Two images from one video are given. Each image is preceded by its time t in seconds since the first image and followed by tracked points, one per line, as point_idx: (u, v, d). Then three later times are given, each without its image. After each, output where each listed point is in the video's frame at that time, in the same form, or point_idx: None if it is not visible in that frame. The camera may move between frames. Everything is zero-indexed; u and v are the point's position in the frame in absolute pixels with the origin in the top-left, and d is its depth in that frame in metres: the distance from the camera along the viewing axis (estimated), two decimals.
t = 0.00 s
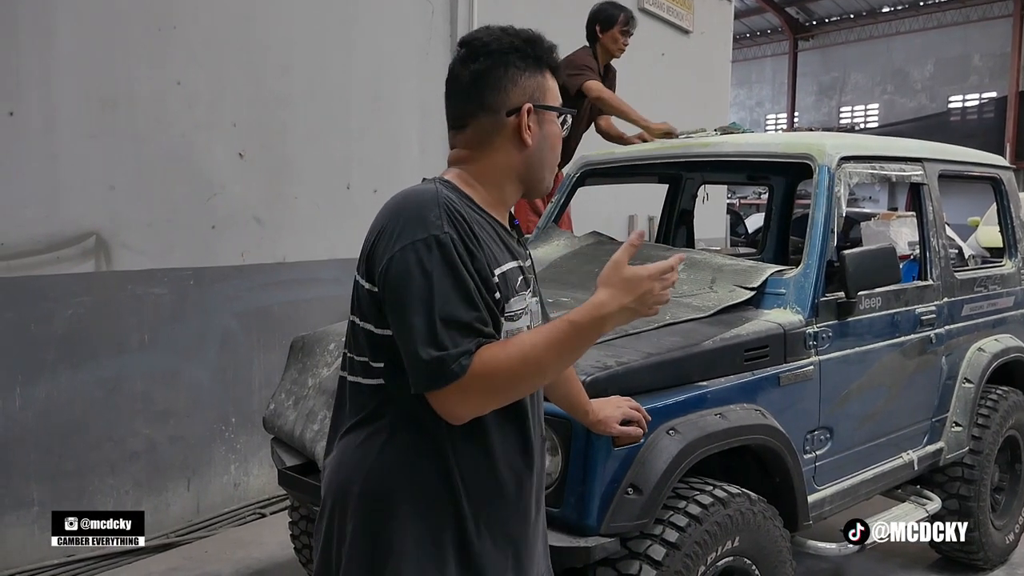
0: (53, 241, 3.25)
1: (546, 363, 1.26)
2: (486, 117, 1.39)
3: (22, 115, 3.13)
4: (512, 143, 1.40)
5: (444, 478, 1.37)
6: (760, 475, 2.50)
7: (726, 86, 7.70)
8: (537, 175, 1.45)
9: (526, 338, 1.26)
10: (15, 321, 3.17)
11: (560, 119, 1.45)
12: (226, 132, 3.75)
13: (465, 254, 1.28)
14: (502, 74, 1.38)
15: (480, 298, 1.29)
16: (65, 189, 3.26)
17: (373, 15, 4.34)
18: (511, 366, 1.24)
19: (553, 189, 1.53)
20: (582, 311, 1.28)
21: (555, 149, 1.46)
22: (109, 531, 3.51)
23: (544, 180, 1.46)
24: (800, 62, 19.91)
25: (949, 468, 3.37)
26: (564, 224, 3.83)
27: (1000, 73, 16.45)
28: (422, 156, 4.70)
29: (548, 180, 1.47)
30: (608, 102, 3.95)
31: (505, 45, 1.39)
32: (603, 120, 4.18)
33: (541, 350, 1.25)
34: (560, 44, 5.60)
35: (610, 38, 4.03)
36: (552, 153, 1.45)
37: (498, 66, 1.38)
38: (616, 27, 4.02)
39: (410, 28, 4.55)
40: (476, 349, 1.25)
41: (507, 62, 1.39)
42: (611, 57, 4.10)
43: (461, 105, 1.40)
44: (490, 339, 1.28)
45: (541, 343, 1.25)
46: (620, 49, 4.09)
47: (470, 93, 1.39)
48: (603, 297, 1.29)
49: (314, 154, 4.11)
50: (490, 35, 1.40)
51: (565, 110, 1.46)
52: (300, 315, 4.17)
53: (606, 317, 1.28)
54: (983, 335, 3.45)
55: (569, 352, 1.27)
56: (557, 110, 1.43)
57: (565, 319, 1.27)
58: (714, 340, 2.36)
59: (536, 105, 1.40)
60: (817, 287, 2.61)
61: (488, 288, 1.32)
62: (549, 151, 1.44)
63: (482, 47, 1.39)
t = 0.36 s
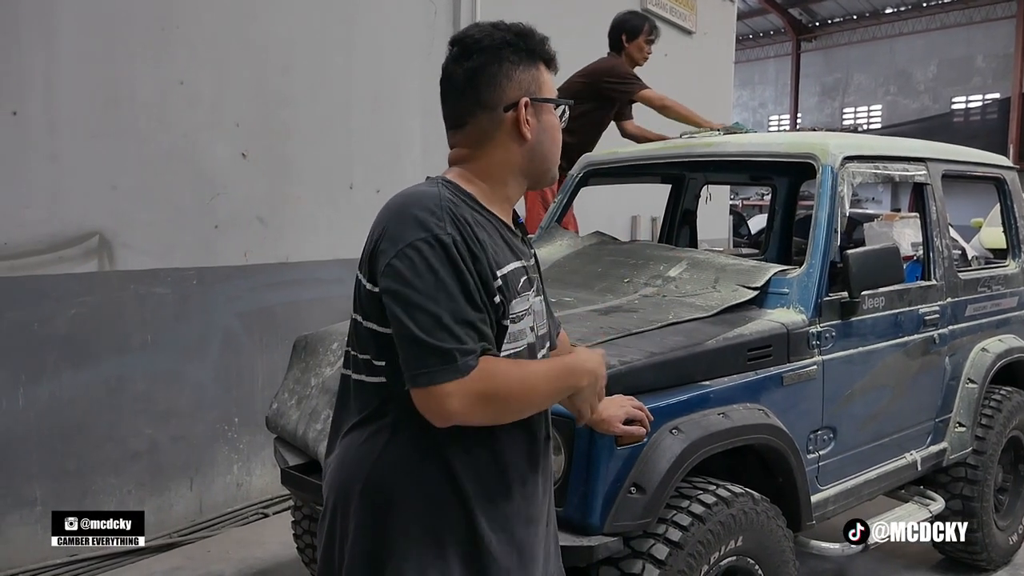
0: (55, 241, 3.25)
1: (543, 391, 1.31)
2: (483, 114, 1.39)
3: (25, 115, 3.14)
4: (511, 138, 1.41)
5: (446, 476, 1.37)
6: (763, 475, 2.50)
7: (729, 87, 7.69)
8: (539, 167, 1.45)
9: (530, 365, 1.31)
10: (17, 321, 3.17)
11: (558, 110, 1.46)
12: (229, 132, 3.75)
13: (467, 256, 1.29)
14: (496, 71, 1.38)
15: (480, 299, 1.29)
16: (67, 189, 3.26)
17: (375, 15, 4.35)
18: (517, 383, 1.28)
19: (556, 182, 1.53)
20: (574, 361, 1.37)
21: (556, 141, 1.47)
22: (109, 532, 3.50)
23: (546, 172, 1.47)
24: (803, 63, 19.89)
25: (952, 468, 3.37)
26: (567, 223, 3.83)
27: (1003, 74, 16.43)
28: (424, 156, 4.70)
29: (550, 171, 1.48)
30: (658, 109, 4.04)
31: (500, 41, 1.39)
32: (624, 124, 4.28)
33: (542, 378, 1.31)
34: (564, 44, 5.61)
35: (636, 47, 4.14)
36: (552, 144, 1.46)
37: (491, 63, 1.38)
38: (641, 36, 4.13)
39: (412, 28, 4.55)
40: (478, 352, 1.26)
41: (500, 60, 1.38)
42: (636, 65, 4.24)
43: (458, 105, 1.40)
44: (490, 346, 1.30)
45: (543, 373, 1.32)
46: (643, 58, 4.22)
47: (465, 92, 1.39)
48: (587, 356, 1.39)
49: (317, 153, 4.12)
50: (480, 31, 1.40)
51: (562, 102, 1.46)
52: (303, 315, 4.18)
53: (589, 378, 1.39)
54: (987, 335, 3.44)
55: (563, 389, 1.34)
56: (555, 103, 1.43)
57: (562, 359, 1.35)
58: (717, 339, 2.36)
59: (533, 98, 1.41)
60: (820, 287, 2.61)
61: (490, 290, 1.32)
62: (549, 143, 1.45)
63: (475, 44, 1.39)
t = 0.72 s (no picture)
0: (59, 241, 3.26)
1: (494, 379, 1.21)
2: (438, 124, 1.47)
3: (28, 115, 3.15)
4: (460, 143, 1.44)
5: (441, 476, 1.36)
6: (766, 475, 2.50)
7: (731, 88, 7.69)
8: (496, 165, 1.42)
9: (472, 350, 1.21)
10: (21, 321, 3.18)
11: (507, 102, 1.38)
12: (232, 132, 3.76)
13: (435, 258, 1.26)
14: (463, 78, 1.41)
15: (446, 303, 1.26)
16: (70, 189, 3.27)
17: (378, 16, 4.36)
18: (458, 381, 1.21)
19: (543, 172, 1.44)
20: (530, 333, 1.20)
21: (507, 133, 1.39)
22: (109, 531, 3.51)
23: (509, 168, 1.42)
24: (806, 64, 19.87)
25: (954, 469, 3.37)
26: (570, 224, 3.83)
27: (1006, 74, 16.41)
28: (427, 157, 4.71)
29: (512, 166, 1.41)
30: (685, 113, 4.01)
31: (459, 49, 1.41)
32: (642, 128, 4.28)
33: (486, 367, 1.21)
34: (566, 45, 5.61)
35: (655, 55, 4.16)
36: (501, 138, 1.39)
37: (453, 72, 1.42)
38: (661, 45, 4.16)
39: (414, 29, 4.56)
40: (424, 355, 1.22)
41: (466, 66, 1.40)
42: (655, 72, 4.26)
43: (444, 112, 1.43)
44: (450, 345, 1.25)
45: (491, 357, 1.20)
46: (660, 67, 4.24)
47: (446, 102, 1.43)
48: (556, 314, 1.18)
49: (319, 154, 4.13)
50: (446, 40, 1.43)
51: (511, 92, 1.38)
52: (305, 315, 4.18)
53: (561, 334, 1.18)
54: (989, 336, 3.44)
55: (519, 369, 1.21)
56: (496, 97, 1.38)
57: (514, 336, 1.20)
58: (719, 339, 2.36)
59: (470, 99, 1.40)
60: (822, 287, 2.61)
61: (461, 295, 1.28)
62: (493, 138, 1.39)
63: (446, 56, 1.43)
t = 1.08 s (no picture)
0: (62, 241, 3.27)
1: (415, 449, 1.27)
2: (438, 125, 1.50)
3: (30, 116, 3.15)
4: (452, 144, 1.46)
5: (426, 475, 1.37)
6: (766, 476, 2.49)
7: (733, 87, 7.68)
8: (480, 166, 1.42)
9: (424, 417, 1.26)
10: (24, 321, 3.19)
11: (483, 104, 1.39)
12: (233, 132, 3.76)
13: (392, 267, 1.28)
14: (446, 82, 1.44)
15: (393, 317, 1.27)
16: (72, 190, 3.28)
17: (380, 16, 4.36)
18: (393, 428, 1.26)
19: (526, 170, 1.42)
20: (467, 451, 1.26)
21: (485, 135, 1.39)
22: (109, 531, 3.51)
23: (492, 170, 1.42)
24: (809, 64, 19.85)
25: (956, 469, 3.36)
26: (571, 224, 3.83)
27: (1009, 74, 16.37)
28: (428, 157, 4.71)
29: (493, 166, 1.41)
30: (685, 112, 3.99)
31: (447, 53, 1.43)
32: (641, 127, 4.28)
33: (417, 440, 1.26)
34: (568, 45, 5.61)
35: (651, 57, 4.15)
36: (481, 140, 1.39)
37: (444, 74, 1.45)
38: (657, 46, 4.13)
39: (416, 29, 4.56)
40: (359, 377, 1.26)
41: (451, 70, 1.43)
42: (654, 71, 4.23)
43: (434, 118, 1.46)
44: (382, 373, 1.26)
45: (424, 439, 1.26)
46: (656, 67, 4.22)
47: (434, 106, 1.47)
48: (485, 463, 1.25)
49: (321, 154, 4.13)
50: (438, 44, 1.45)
51: (486, 94, 1.38)
52: (307, 315, 4.19)
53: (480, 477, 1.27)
54: (991, 336, 3.43)
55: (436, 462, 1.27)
56: (472, 99, 1.39)
57: (452, 443, 1.26)
58: (720, 340, 2.36)
59: (455, 102, 1.42)
60: (824, 287, 2.60)
61: (415, 308, 1.29)
62: (475, 139, 1.40)
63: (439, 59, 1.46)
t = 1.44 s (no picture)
0: (63, 241, 3.27)
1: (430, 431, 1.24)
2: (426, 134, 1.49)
3: (31, 116, 3.15)
4: (446, 150, 1.45)
5: (423, 480, 1.36)
6: (767, 477, 2.49)
7: (734, 87, 7.68)
8: (480, 166, 1.42)
9: (436, 398, 1.25)
10: (24, 322, 3.19)
11: (476, 103, 1.38)
12: (234, 132, 3.76)
13: (404, 264, 1.28)
14: (429, 87, 1.44)
15: (405, 315, 1.27)
16: (73, 189, 3.28)
17: (381, 16, 4.36)
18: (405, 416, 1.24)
19: (529, 164, 1.43)
20: (483, 420, 1.23)
21: (484, 133, 1.39)
22: (108, 531, 3.50)
23: (493, 167, 1.42)
24: (809, 64, 19.84)
25: (957, 470, 3.36)
26: (572, 224, 3.82)
27: (1010, 75, 16.37)
28: (429, 157, 4.71)
29: (493, 163, 1.41)
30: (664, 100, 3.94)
31: (427, 58, 1.42)
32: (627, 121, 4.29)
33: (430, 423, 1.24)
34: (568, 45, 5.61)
35: (635, 45, 4.09)
36: (479, 139, 1.39)
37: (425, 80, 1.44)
38: (641, 34, 4.09)
39: (417, 30, 4.56)
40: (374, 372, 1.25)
41: (434, 74, 1.42)
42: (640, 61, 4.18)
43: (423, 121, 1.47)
44: (395, 370, 1.26)
45: (438, 416, 1.23)
46: (643, 56, 4.16)
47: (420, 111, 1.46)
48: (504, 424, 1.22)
49: (322, 154, 4.13)
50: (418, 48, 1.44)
51: (478, 93, 1.38)
52: (308, 316, 4.19)
53: (502, 444, 1.23)
54: (992, 336, 3.43)
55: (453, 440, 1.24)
56: (464, 100, 1.39)
57: (468, 413, 1.23)
58: (721, 340, 2.36)
59: (445, 106, 1.41)
60: (824, 287, 2.60)
61: (427, 305, 1.29)
62: (474, 140, 1.40)
63: (419, 65, 1.44)
